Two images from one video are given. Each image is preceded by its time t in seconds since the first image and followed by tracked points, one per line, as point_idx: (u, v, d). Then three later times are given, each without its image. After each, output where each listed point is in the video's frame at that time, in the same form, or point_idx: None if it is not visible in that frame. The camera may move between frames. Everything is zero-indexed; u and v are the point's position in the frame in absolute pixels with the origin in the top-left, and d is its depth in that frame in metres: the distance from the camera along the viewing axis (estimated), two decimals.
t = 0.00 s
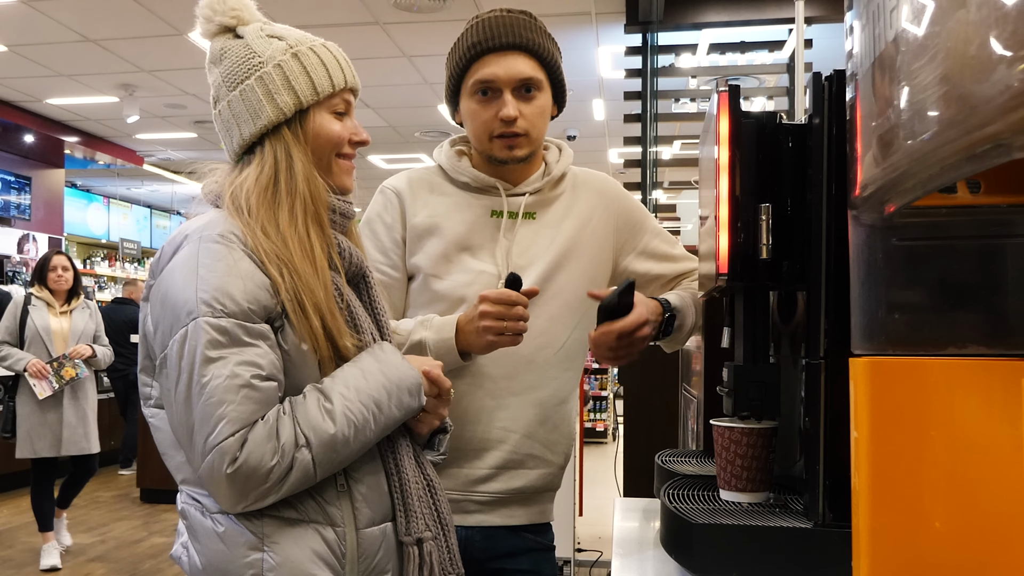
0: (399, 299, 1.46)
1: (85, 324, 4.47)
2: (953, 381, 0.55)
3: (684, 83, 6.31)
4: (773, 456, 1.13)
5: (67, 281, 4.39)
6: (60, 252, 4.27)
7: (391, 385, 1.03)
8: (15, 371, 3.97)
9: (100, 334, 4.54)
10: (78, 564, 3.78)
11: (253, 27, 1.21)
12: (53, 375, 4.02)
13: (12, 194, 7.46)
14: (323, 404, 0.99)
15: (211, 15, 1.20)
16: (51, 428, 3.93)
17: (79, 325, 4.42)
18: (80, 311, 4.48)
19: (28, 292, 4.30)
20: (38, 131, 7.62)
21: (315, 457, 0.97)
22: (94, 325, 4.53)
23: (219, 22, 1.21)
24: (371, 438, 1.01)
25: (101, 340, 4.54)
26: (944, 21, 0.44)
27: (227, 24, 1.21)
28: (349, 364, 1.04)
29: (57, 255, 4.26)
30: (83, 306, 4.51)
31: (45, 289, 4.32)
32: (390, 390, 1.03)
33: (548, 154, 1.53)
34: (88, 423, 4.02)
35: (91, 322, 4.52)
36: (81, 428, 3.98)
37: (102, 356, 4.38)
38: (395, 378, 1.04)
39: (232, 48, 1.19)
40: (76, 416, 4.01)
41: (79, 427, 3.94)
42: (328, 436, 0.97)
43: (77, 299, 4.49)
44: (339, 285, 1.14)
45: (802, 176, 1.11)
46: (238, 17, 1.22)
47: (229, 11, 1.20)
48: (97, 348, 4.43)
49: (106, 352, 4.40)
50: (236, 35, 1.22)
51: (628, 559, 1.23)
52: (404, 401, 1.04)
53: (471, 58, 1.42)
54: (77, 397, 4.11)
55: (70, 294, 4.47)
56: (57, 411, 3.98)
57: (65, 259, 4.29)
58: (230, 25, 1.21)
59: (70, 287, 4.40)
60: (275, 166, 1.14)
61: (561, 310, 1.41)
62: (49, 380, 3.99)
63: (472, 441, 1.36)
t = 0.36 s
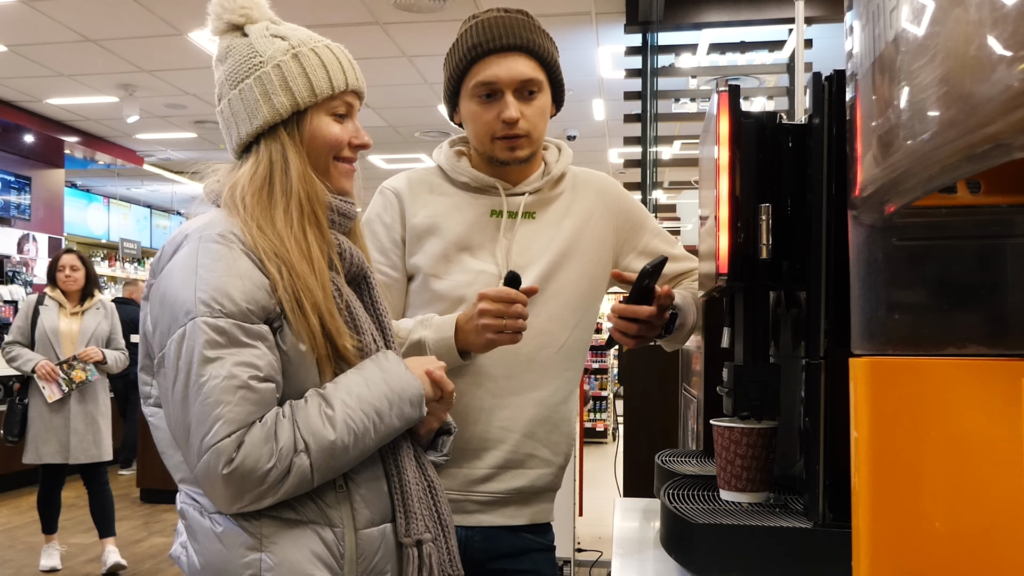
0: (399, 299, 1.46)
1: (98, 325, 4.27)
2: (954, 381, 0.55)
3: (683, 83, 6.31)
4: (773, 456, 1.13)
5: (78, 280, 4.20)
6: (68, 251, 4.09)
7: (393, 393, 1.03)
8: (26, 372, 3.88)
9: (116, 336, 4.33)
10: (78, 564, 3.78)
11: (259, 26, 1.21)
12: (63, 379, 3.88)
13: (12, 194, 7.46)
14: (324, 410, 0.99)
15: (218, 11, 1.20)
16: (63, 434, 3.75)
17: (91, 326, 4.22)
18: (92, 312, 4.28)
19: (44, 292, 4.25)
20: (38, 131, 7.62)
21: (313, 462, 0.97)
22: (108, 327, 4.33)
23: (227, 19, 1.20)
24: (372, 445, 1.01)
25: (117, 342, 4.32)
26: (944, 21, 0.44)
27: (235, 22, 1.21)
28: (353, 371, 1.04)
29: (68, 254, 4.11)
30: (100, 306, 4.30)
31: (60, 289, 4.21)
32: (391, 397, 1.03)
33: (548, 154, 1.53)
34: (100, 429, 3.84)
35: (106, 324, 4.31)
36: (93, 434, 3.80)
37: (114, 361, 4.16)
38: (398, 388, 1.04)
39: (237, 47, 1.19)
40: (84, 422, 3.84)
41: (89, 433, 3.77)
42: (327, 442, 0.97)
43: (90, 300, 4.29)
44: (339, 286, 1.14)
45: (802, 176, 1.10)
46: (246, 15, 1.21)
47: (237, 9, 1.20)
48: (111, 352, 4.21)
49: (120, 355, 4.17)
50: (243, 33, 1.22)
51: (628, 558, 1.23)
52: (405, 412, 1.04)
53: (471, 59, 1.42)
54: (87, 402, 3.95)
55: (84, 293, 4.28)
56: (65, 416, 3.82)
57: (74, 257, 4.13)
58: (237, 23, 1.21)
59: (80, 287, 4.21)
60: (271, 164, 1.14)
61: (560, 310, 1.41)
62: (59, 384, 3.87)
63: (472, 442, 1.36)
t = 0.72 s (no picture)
0: (399, 299, 1.46)
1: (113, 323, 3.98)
2: (954, 381, 0.55)
3: (684, 84, 6.31)
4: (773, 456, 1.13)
5: (89, 277, 3.97)
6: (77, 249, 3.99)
7: (398, 398, 1.03)
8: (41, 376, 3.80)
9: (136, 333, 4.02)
10: (78, 564, 3.77)
11: (266, 24, 1.21)
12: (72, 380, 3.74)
13: (12, 194, 7.45)
14: (329, 414, 1.00)
15: (226, 8, 1.20)
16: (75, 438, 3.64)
17: (103, 324, 3.94)
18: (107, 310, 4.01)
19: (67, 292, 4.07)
20: (39, 131, 7.62)
21: (317, 466, 0.97)
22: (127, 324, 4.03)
23: (235, 17, 1.21)
24: (377, 449, 1.01)
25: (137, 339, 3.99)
26: (944, 20, 0.44)
27: (243, 20, 1.22)
28: (359, 376, 1.04)
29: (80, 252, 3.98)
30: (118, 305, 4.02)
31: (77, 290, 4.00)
32: (397, 402, 1.03)
33: (548, 154, 1.53)
34: (118, 432, 3.75)
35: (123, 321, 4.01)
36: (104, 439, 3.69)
37: (122, 359, 3.80)
38: (404, 395, 1.04)
39: (242, 45, 1.20)
40: (101, 424, 3.73)
41: (107, 437, 3.70)
42: (332, 446, 0.98)
43: (106, 297, 4.02)
44: (341, 286, 1.14)
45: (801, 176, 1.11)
46: (254, 12, 1.21)
47: (245, 6, 1.20)
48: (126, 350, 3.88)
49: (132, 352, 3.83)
50: (251, 31, 1.22)
51: (628, 558, 1.23)
52: (410, 419, 1.04)
53: (473, 59, 1.42)
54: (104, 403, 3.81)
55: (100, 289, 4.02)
56: (79, 418, 3.71)
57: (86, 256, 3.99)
58: (245, 21, 1.22)
59: (93, 285, 3.97)
60: (269, 162, 1.15)
61: (560, 310, 1.41)
62: (70, 387, 3.73)
63: (472, 442, 1.36)
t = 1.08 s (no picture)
0: (399, 299, 1.46)
1: (106, 325, 3.70)
2: (954, 381, 0.55)
3: (684, 84, 6.31)
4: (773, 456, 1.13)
5: (80, 277, 3.70)
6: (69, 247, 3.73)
7: (402, 400, 1.04)
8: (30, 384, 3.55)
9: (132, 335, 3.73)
10: (78, 564, 3.77)
11: (271, 23, 1.22)
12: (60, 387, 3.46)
13: (12, 194, 7.45)
14: (335, 417, 1.00)
15: (233, 7, 1.21)
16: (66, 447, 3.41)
17: (94, 326, 3.67)
18: (100, 311, 3.73)
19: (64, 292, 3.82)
20: (38, 131, 7.63)
21: (321, 468, 0.97)
22: (122, 326, 3.73)
23: (241, 16, 1.21)
24: (381, 453, 1.01)
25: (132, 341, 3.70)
26: (943, 20, 0.44)
27: (248, 19, 1.22)
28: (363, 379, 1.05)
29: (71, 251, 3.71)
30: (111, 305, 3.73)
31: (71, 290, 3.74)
32: (400, 405, 1.03)
33: (548, 154, 1.53)
34: (104, 440, 3.51)
35: (117, 322, 3.72)
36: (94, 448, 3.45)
37: (108, 363, 3.52)
38: (408, 399, 1.04)
39: (247, 43, 1.20)
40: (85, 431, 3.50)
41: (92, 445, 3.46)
42: (337, 449, 0.98)
43: (100, 297, 3.74)
44: (343, 285, 1.14)
45: (802, 176, 1.10)
46: (260, 11, 1.22)
47: (252, 5, 1.21)
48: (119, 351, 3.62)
49: (122, 355, 3.57)
50: (256, 29, 1.23)
51: (628, 559, 1.23)
52: (414, 424, 1.04)
53: (474, 58, 1.42)
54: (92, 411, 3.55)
55: (93, 289, 3.74)
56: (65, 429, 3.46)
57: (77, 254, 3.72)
58: (250, 19, 1.22)
59: (84, 285, 3.70)
60: (270, 161, 1.15)
61: (560, 310, 1.41)
62: (57, 395, 3.44)
63: (472, 442, 1.36)
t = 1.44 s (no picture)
0: (399, 298, 1.46)
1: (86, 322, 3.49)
2: (955, 382, 0.55)
3: (684, 84, 6.31)
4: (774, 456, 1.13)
5: (63, 274, 3.45)
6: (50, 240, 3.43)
7: (402, 403, 1.04)
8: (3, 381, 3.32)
9: (114, 333, 3.52)
10: (78, 564, 3.77)
11: (271, 22, 1.22)
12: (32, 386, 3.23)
13: (12, 194, 7.45)
14: (335, 419, 1.00)
15: (233, 6, 1.21)
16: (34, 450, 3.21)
17: (74, 324, 3.45)
18: (81, 308, 3.51)
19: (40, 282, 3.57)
20: (38, 131, 7.62)
21: (320, 470, 0.97)
22: (103, 324, 3.53)
23: (241, 15, 1.21)
24: (381, 455, 1.01)
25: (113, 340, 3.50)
26: (943, 20, 0.44)
27: (248, 18, 1.22)
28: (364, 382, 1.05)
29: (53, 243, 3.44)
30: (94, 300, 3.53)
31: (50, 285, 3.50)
32: (400, 407, 1.03)
33: (547, 154, 1.53)
34: (75, 444, 3.27)
35: (98, 321, 3.52)
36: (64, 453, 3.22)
37: (86, 363, 3.33)
38: (408, 401, 1.04)
39: (246, 43, 1.20)
40: (55, 434, 3.26)
41: (60, 449, 3.22)
42: (337, 452, 0.98)
43: (82, 293, 3.51)
44: (342, 285, 1.14)
45: (801, 176, 1.10)
46: (260, 10, 1.22)
47: (252, 4, 1.21)
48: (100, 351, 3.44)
49: (101, 356, 3.38)
50: (256, 29, 1.23)
51: (628, 558, 1.23)
52: (414, 427, 1.04)
53: (475, 57, 1.42)
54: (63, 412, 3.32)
55: (75, 285, 3.51)
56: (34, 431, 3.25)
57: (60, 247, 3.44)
58: (251, 19, 1.22)
59: (67, 281, 3.47)
60: (268, 161, 1.15)
61: (560, 310, 1.41)
62: (30, 393, 3.22)
63: (472, 442, 1.35)
